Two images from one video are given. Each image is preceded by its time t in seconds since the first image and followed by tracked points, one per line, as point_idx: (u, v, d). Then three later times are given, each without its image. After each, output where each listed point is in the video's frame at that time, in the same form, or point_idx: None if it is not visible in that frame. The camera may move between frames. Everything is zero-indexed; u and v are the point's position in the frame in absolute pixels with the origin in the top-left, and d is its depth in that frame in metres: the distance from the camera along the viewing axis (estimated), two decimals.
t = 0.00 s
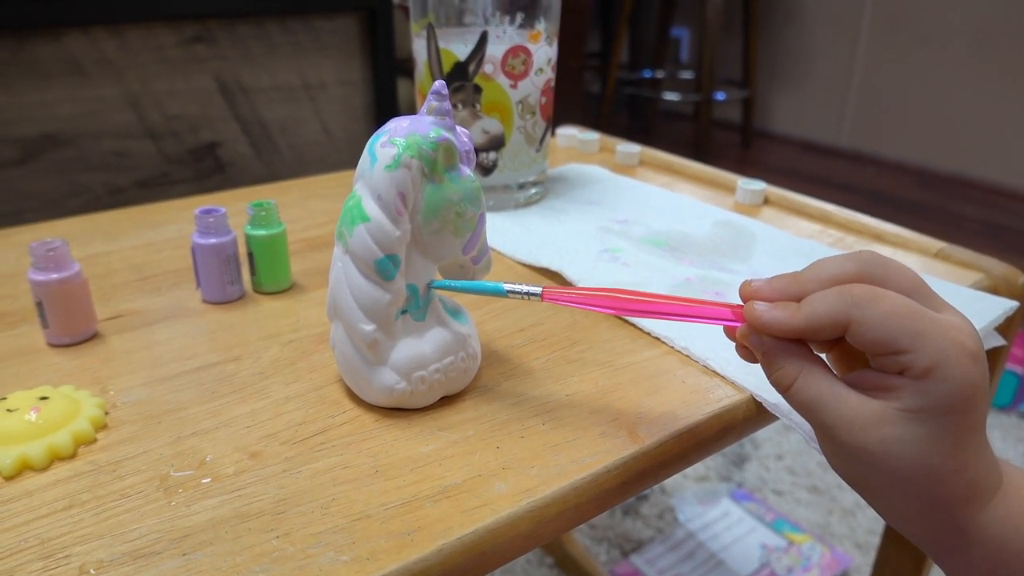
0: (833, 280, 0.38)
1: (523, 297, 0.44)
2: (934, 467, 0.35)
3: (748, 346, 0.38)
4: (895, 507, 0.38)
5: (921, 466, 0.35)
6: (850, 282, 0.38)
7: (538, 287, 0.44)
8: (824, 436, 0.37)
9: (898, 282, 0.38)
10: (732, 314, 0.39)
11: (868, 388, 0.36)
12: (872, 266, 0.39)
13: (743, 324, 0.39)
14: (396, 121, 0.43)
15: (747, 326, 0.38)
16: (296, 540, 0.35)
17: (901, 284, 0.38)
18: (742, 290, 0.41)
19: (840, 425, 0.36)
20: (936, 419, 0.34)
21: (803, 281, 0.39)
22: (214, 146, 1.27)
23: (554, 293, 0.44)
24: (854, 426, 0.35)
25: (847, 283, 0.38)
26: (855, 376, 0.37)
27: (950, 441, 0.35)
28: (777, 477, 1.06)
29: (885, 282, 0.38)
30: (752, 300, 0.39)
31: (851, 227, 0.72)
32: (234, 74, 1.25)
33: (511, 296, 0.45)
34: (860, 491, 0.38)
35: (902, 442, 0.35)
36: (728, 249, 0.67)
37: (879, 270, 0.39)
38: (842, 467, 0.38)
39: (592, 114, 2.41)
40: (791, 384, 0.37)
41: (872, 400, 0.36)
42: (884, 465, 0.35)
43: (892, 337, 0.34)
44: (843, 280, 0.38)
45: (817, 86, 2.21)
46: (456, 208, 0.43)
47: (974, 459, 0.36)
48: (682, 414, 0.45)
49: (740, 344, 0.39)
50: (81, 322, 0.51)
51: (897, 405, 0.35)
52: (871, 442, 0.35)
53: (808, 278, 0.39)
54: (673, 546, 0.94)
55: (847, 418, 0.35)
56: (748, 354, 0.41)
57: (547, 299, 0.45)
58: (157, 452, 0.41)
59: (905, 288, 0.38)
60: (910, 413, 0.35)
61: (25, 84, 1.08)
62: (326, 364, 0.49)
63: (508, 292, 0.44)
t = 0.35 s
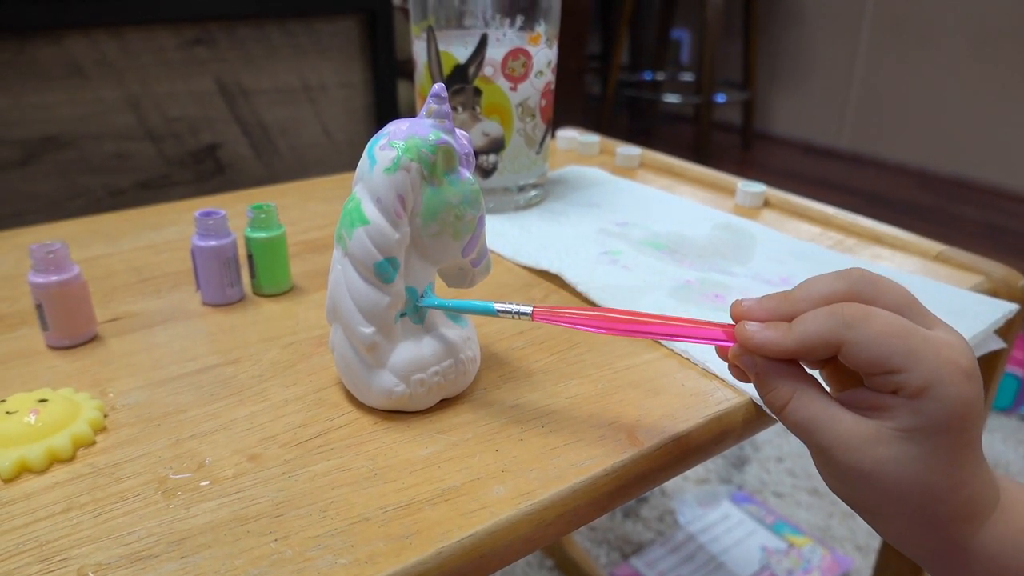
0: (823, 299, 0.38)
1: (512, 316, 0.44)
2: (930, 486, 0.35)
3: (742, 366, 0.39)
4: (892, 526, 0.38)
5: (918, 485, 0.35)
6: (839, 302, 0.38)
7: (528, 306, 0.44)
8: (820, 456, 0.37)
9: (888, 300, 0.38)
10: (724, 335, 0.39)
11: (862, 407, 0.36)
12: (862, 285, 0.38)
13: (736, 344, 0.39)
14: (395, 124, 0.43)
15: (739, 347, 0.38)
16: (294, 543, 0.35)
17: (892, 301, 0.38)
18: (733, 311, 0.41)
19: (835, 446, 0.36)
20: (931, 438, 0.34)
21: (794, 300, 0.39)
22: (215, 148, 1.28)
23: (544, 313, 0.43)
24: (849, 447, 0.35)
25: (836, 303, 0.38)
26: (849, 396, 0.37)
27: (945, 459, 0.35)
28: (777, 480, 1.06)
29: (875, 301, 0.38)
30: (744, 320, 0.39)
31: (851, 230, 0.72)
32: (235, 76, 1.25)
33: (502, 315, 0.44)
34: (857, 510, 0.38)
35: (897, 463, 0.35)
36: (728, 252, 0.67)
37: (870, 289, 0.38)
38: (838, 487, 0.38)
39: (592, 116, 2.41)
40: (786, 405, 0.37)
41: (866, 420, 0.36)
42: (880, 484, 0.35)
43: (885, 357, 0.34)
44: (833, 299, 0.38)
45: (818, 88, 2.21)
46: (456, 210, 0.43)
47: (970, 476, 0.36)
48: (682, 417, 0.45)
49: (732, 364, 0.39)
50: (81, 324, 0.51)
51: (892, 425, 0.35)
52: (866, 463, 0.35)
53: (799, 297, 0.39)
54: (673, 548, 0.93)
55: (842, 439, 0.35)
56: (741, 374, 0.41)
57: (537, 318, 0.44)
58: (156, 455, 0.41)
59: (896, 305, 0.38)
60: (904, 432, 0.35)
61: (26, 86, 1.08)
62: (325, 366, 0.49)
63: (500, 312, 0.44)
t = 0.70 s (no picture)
0: (825, 299, 0.38)
1: (517, 317, 0.44)
2: (929, 485, 0.35)
3: (743, 365, 0.39)
4: (891, 525, 0.38)
5: (916, 484, 0.35)
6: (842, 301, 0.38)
7: (532, 307, 0.44)
8: (819, 454, 0.37)
9: (889, 301, 0.38)
10: (726, 333, 0.39)
11: (862, 406, 0.36)
12: (864, 285, 0.39)
13: (737, 343, 0.39)
14: (394, 127, 0.43)
15: (741, 345, 0.38)
16: (293, 546, 0.35)
17: (893, 301, 0.38)
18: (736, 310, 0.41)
19: (834, 444, 0.36)
20: (930, 437, 0.34)
21: (797, 299, 0.39)
22: (214, 150, 1.28)
23: (549, 313, 0.44)
24: (849, 446, 0.35)
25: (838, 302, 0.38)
26: (850, 395, 0.37)
27: (944, 459, 0.35)
28: (776, 482, 1.06)
29: (877, 301, 0.38)
30: (746, 319, 0.39)
31: (849, 232, 0.72)
32: (234, 78, 1.25)
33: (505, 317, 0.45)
34: (856, 507, 0.38)
35: (896, 461, 0.35)
36: (727, 254, 0.67)
37: (871, 290, 0.39)
38: (838, 485, 0.38)
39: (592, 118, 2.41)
40: (786, 403, 0.37)
41: (866, 419, 0.36)
42: (879, 483, 0.35)
43: (884, 357, 0.34)
44: (834, 299, 0.38)
45: (817, 90, 2.21)
46: (454, 214, 0.43)
47: (969, 476, 0.36)
48: (680, 419, 0.45)
49: (734, 363, 0.39)
50: (79, 327, 0.51)
51: (891, 424, 0.35)
52: (865, 461, 0.35)
53: (801, 297, 0.39)
54: (672, 550, 0.93)
55: (841, 437, 0.35)
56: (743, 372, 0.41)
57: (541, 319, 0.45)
58: (155, 458, 0.41)
59: (898, 305, 0.38)
60: (903, 431, 0.35)
61: (25, 88, 1.08)
62: (324, 369, 0.49)
63: (503, 313, 0.44)
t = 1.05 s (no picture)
0: (832, 292, 0.38)
1: (529, 309, 0.45)
2: (934, 478, 0.35)
3: (750, 356, 0.39)
4: (896, 517, 0.38)
5: (921, 476, 0.35)
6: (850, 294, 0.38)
7: (544, 300, 0.45)
8: (825, 445, 0.37)
9: (897, 295, 0.38)
10: (734, 326, 0.40)
11: (868, 399, 0.36)
12: (872, 280, 0.39)
13: (744, 335, 0.39)
14: (393, 127, 0.43)
15: (748, 337, 0.38)
16: (292, 547, 0.35)
17: (901, 295, 0.38)
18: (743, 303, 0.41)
19: (840, 435, 0.36)
20: (936, 430, 0.34)
21: (803, 293, 0.39)
22: (212, 151, 1.28)
23: (560, 306, 0.44)
24: (854, 437, 0.35)
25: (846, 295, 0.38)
26: (856, 387, 0.37)
27: (949, 451, 0.35)
28: (775, 483, 1.06)
29: (884, 295, 0.39)
30: (754, 312, 0.39)
31: (848, 233, 0.72)
32: (233, 79, 1.25)
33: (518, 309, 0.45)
34: (861, 499, 0.38)
35: (901, 453, 0.35)
36: (725, 255, 0.67)
37: (878, 284, 0.39)
38: (843, 476, 0.38)
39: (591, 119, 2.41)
40: (792, 395, 0.37)
41: (872, 411, 0.36)
42: (883, 475, 0.36)
43: (891, 350, 0.34)
44: (842, 292, 0.38)
45: (815, 92, 2.22)
46: (453, 214, 0.43)
47: (975, 469, 0.36)
48: (679, 419, 0.45)
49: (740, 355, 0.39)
50: (78, 327, 0.51)
51: (897, 417, 0.35)
52: (870, 453, 0.35)
53: (807, 292, 0.39)
54: (671, 551, 0.93)
55: (847, 428, 0.36)
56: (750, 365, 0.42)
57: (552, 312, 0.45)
58: (154, 458, 0.41)
59: (903, 299, 0.39)
60: (909, 424, 0.35)
61: (24, 89, 1.08)
62: (323, 370, 0.49)
63: (516, 306, 0.45)
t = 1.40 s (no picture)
0: (829, 294, 0.38)
1: (527, 307, 0.45)
2: (930, 480, 0.35)
3: (747, 356, 0.39)
4: (892, 519, 0.38)
5: (917, 478, 0.35)
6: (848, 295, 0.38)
7: (541, 297, 0.45)
8: (821, 447, 0.37)
9: (895, 297, 0.38)
10: (731, 326, 0.39)
11: (864, 400, 0.36)
12: (870, 280, 0.39)
13: (742, 335, 0.39)
14: (389, 129, 0.43)
15: (745, 338, 0.38)
16: (286, 550, 0.35)
17: (899, 297, 0.38)
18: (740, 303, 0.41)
19: (836, 436, 0.36)
20: (932, 433, 0.34)
21: (800, 294, 0.39)
22: (209, 152, 1.27)
23: (558, 303, 0.44)
24: (850, 438, 0.35)
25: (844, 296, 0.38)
26: (853, 389, 0.37)
27: (945, 453, 0.35)
28: (773, 484, 1.06)
29: (882, 296, 0.38)
30: (751, 312, 0.39)
31: (845, 234, 0.72)
32: (230, 80, 1.25)
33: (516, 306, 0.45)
34: (856, 501, 0.38)
35: (897, 455, 0.35)
36: (722, 256, 0.67)
37: (876, 285, 0.39)
38: (839, 478, 0.38)
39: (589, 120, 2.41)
40: (788, 395, 0.37)
41: (869, 413, 0.36)
42: (879, 476, 0.35)
43: (887, 351, 0.34)
44: (840, 294, 0.38)
45: (812, 93, 2.22)
46: (449, 216, 0.43)
47: (970, 472, 0.36)
48: (676, 421, 0.45)
49: (738, 355, 0.39)
50: (72, 329, 0.51)
51: (893, 419, 0.35)
52: (866, 455, 0.35)
53: (804, 293, 0.39)
54: (669, 553, 0.93)
55: (843, 430, 0.36)
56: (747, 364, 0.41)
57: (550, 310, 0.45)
58: (148, 461, 0.41)
59: (901, 301, 0.38)
60: (905, 426, 0.35)
61: (20, 90, 1.08)
62: (318, 372, 0.49)
63: (514, 302, 0.45)
